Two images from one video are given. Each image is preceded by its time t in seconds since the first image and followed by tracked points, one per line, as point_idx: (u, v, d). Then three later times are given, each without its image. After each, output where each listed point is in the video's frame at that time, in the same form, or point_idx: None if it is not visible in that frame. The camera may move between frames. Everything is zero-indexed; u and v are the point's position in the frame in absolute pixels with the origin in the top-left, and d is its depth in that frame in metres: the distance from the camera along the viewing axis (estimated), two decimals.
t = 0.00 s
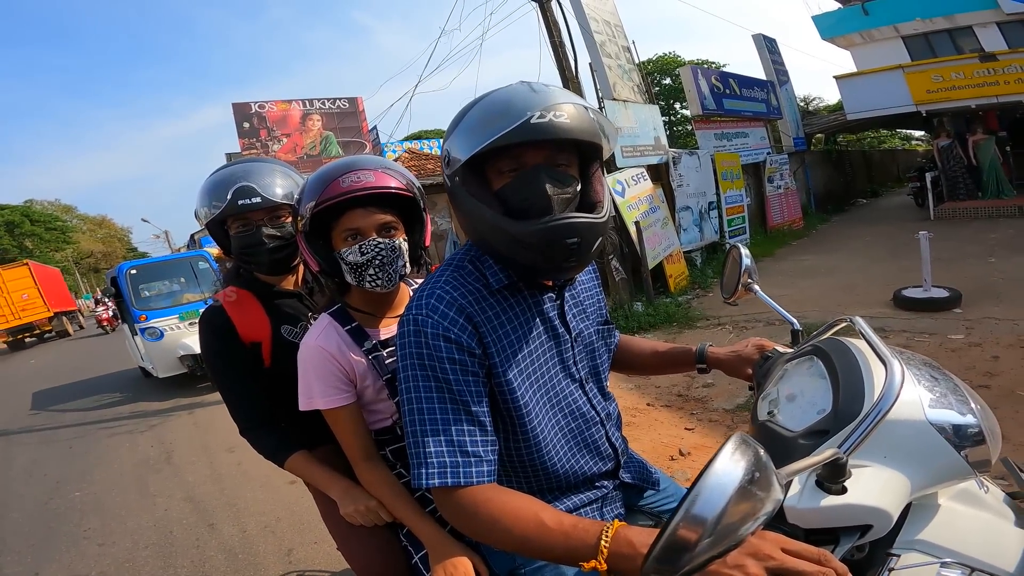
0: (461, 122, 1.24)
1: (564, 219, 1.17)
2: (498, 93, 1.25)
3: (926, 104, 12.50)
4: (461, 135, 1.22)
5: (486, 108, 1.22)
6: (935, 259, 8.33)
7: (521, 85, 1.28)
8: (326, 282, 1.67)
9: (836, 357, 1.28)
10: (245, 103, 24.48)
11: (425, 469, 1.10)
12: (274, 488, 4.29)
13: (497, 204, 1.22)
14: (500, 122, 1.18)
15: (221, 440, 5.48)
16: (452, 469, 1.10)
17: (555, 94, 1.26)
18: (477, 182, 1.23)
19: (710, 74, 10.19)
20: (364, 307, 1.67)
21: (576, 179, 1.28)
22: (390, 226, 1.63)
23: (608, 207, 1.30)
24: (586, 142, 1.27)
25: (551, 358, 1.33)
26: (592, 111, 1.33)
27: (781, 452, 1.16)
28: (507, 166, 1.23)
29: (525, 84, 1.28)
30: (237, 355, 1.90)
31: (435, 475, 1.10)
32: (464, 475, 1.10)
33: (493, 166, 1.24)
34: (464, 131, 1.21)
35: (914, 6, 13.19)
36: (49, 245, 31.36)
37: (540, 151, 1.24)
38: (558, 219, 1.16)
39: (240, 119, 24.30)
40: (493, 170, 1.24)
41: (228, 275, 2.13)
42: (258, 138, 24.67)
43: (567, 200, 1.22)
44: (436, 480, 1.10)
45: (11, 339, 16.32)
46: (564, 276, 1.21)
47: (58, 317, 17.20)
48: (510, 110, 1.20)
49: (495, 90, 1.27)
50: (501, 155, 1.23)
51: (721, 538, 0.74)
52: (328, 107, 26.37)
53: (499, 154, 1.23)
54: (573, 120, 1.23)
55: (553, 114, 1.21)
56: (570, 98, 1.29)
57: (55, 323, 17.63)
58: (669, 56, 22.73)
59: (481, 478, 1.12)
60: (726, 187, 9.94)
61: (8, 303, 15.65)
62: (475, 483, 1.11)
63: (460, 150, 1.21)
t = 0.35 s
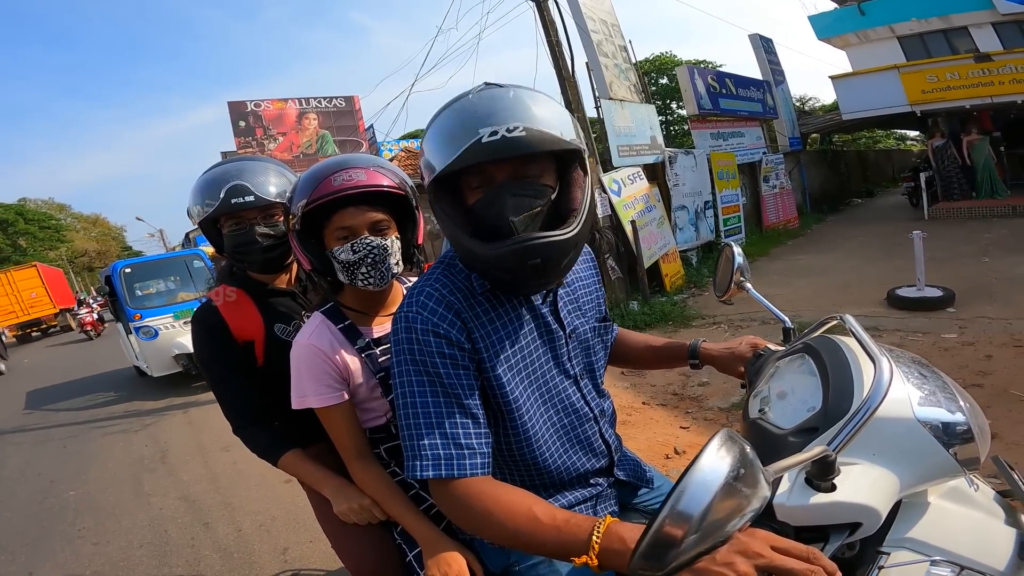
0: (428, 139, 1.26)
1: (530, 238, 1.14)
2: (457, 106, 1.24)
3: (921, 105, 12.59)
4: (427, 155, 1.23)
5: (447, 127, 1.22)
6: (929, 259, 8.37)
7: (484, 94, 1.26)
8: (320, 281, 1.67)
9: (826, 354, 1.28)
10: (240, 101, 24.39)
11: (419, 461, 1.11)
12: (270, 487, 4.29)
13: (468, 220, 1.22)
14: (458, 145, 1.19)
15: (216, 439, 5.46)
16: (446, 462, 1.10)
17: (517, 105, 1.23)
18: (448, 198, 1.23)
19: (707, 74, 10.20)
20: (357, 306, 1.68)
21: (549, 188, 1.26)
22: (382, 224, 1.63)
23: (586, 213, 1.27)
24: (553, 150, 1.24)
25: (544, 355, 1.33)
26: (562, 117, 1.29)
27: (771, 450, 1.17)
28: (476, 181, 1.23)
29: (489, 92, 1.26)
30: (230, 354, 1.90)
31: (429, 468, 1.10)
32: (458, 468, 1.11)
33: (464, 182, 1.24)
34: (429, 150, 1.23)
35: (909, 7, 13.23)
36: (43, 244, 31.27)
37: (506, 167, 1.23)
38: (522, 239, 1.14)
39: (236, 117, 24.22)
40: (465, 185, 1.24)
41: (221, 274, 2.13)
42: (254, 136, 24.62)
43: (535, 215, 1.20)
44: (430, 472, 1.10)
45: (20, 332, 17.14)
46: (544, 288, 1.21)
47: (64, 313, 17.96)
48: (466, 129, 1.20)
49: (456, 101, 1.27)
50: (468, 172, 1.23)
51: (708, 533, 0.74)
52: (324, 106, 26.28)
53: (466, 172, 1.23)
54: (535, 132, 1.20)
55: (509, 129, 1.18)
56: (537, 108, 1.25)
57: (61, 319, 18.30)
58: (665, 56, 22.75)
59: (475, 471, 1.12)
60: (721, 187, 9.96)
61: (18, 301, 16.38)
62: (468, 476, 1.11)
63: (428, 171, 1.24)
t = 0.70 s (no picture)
0: (441, 111, 1.23)
1: (540, 214, 1.14)
2: (477, 82, 1.23)
3: (918, 99, 12.59)
4: (441, 126, 1.20)
5: (464, 99, 1.20)
6: (923, 252, 8.39)
7: (501, 74, 1.25)
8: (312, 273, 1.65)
9: (824, 345, 1.28)
10: (234, 94, 24.23)
11: (415, 457, 1.10)
12: (266, 480, 4.28)
13: (476, 197, 1.20)
14: (476, 115, 1.17)
15: (211, 433, 5.44)
16: (441, 457, 1.09)
17: (536, 85, 1.23)
18: (457, 173, 1.21)
19: (704, 66, 10.17)
20: (350, 299, 1.66)
21: (558, 171, 1.25)
22: (373, 216, 1.61)
23: (590, 201, 1.26)
24: (568, 134, 1.24)
25: (541, 348, 1.32)
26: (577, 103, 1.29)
27: (770, 442, 1.17)
28: (485, 157, 1.21)
29: (506, 72, 1.25)
30: (223, 347, 1.89)
31: (424, 464, 1.09)
32: (453, 463, 1.09)
33: (472, 157, 1.22)
34: (444, 121, 1.20)
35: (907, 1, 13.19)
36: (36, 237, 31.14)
37: (517, 144, 1.22)
38: (534, 214, 1.14)
39: (230, 110, 24.07)
40: (472, 162, 1.22)
41: (213, 265, 2.11)
42: (248, 129, 24.49)
43: (546, 194, 1.19)
44: (425, 468, 1.09)
45: (26, 324, 17.66)
46: (544, 269, 1.20)
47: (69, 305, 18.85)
48: (486, 102, 1.18)
49: (475, 80, 1.25)
50: (479, 147, 1.21)
51: (711, 527, 0.74)
52: (319, 98, 26.13)
53: (477, 145, 1.20)
54: (553, 112, 1.20)
55: (529, 106, 1.18)
56: (553, 90, 1.25)
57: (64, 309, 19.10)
58: (661, 48, 22.70)
59: (471, 467, 1.10)
60: (717, 179, 9.96)
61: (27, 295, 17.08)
62: (464, 471, 1.10)
63: (439, 140, 1.20)
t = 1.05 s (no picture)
0: (429, 101, 1.22)
1: (533, 201, 1.14)
2: (465, 72, 1.22)
3: (915, 93, 12.59)
4: (429, 116, 1.19)
5: (455, 87, 1.19)
6: (917, 245, 8.42)
7: (490, 63, 1.24)
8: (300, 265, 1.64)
9: (815, 337, 1.28)
10: (228, 84, 24.04)
11: (405, 449, 1.09)
12: (261, 472, 4.28)
13: (466, 186, 1.19)
14: (466, 103, 1.15)
15: (206, 425, 5.43)
16: (432, 449, 1.09)
17: (528, 74, 1.22)
18: (446, 163, 1.20)
19: (701, 59, 10.13)
20: (339, 291, 1.65)
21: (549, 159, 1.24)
22: (361, 207, 1.60)
23: (581, 187, 1.26)
24: (558, 121, 1.23)
25: (533, 338, 1.32)
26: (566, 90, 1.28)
27: (760, 434, 1.17)
28: (474, 146, 1.20)
29: (495, 62, 1.24)
30: (212, 340, 1.88)
31: (415, 456, 1.09)
32: (444, 456, 1.09)
33: (461, 146, 1.20)
34: (431, 110, 1.19)
35: None
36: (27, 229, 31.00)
37: (509, 133, 1.21)
38: (527, 202, 1.13)
39: (223, 100, 23.88)
40: (461, 151, 1.21)
41: (201, 258, 2.10)
42: (242, 120, 24.33)
43: (537, 183, 1.18)
44: (416, 461, 1.09)
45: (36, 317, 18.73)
46: (536, 257, 1.19)
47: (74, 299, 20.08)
48: (474, 90, 1.17)
49: (465, 69, 1.24)
50: (468, 136, 1.20)
51: (699, 521, 0.73)
52: (314, 89, 25.94)
53: (467, 134, 1.19)
54: (543, 100, 1.19)
55: (518, 95, 1.17)
56: (542, 77, 1.24)
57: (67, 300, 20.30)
58: (658, 40, 22.61)
59: (462, 459, 1.10)
60: (714, 171, 9.95)
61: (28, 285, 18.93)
62: (455, 464, 1.10)
63: (426, 131, 1.19)
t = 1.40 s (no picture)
0: (417, 88, 1.21)
1: (523, 186, 1.14)
2: (452, 61, 1.21)
3: (901, 91, 12.71)
4: (417, 103, 1.18)
5: (444, 73, 1.18)
6: (905, 241, 8.48)
7: (480, 51, 1.24)
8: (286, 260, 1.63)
9: (803, 322, 1.28)
10: (218, 85, 23.90)
11: (394, 439, 1.08)
12: (253, 472, 4.26)
13: (454, 175, 1.18)
14: (454, 88, 1.15)
15: (197, 426, 5.39)
16: (421, 439, 1.08)
17: (516, 61, 1.22)
18: (433, 151, 1.20)
19: (691, 57, 10.16)
20: (326, 283, 1.64)
21: (537, 147, 1.24)
22: (349, 200, 1.59)
23: (569, 174, 1.27)
24: (546, 108, 1.23)
25: (521, 328, 1.32)
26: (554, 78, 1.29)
27: (749, 419, 1.17)
28: (463, 133, 1.20)
29: (485, 49, 1.24)
30: (198, 337, 1.86)
31: (404, 447, 1.08)
32: (433, 446, 1.09)
33: (449, 133, 1.20)
34: (418, 97, 1.18)
35: None
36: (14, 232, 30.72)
37: (497, 119, 1.20)
38: (516, 186, 1.13)
39: (212, 101, 23.75)
40: (449, 139, 1.20)
41: (186, 255, 2.08)
42: (232, 121, 24.21)
43: (526, 168, 1.18)
44: (405, 451, 1.08)
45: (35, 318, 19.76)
46: (523, 243, 1.19)
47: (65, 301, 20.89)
48: (462, 75, 1.16)
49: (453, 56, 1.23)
50: (456, 124, 1.19)
51: (685, 498, 0.74)
52: (305, 89, 25.81)
53: (454, 122, 1.19)
54: (530, 86, 1.19)
55: (506, 80, 1.16)
56: (527, 64, 1.23)
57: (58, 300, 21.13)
58: (648, 40, 22.68)
59: (451, 449, 1.10)
60: (704, 169, 9.99)
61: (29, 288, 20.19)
62: (444, 454, 1.09)
63: (414, 117, 1.18)
